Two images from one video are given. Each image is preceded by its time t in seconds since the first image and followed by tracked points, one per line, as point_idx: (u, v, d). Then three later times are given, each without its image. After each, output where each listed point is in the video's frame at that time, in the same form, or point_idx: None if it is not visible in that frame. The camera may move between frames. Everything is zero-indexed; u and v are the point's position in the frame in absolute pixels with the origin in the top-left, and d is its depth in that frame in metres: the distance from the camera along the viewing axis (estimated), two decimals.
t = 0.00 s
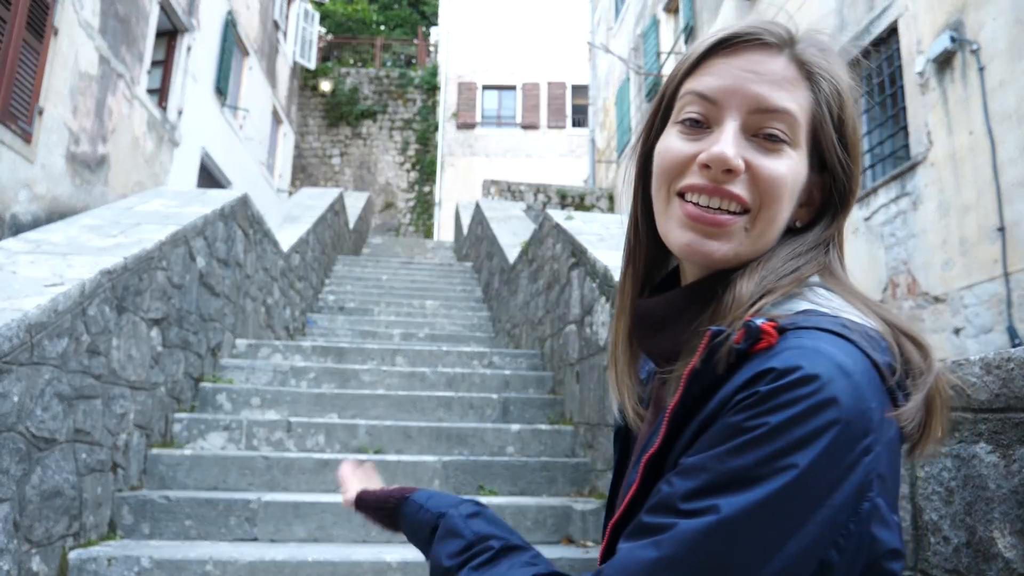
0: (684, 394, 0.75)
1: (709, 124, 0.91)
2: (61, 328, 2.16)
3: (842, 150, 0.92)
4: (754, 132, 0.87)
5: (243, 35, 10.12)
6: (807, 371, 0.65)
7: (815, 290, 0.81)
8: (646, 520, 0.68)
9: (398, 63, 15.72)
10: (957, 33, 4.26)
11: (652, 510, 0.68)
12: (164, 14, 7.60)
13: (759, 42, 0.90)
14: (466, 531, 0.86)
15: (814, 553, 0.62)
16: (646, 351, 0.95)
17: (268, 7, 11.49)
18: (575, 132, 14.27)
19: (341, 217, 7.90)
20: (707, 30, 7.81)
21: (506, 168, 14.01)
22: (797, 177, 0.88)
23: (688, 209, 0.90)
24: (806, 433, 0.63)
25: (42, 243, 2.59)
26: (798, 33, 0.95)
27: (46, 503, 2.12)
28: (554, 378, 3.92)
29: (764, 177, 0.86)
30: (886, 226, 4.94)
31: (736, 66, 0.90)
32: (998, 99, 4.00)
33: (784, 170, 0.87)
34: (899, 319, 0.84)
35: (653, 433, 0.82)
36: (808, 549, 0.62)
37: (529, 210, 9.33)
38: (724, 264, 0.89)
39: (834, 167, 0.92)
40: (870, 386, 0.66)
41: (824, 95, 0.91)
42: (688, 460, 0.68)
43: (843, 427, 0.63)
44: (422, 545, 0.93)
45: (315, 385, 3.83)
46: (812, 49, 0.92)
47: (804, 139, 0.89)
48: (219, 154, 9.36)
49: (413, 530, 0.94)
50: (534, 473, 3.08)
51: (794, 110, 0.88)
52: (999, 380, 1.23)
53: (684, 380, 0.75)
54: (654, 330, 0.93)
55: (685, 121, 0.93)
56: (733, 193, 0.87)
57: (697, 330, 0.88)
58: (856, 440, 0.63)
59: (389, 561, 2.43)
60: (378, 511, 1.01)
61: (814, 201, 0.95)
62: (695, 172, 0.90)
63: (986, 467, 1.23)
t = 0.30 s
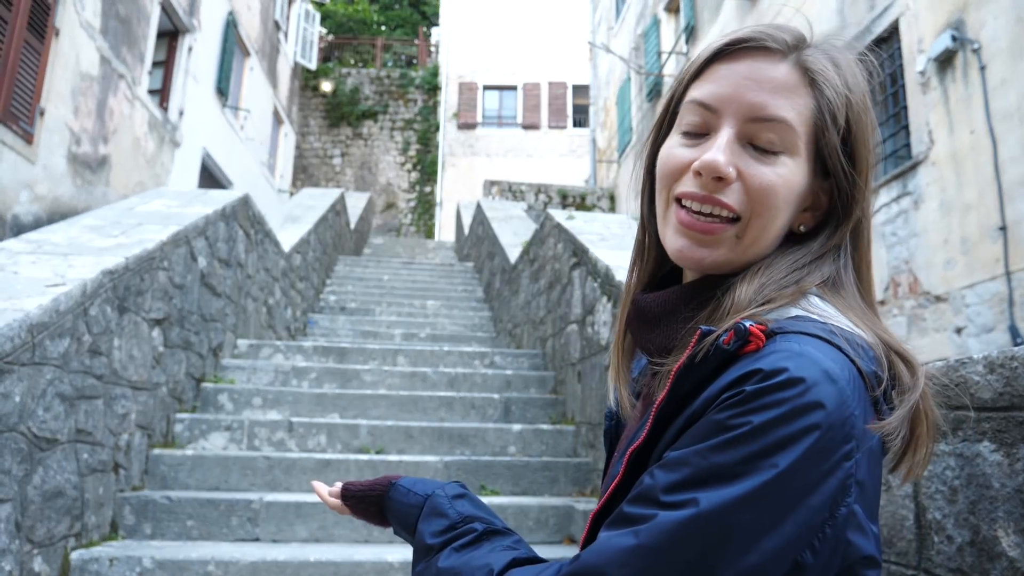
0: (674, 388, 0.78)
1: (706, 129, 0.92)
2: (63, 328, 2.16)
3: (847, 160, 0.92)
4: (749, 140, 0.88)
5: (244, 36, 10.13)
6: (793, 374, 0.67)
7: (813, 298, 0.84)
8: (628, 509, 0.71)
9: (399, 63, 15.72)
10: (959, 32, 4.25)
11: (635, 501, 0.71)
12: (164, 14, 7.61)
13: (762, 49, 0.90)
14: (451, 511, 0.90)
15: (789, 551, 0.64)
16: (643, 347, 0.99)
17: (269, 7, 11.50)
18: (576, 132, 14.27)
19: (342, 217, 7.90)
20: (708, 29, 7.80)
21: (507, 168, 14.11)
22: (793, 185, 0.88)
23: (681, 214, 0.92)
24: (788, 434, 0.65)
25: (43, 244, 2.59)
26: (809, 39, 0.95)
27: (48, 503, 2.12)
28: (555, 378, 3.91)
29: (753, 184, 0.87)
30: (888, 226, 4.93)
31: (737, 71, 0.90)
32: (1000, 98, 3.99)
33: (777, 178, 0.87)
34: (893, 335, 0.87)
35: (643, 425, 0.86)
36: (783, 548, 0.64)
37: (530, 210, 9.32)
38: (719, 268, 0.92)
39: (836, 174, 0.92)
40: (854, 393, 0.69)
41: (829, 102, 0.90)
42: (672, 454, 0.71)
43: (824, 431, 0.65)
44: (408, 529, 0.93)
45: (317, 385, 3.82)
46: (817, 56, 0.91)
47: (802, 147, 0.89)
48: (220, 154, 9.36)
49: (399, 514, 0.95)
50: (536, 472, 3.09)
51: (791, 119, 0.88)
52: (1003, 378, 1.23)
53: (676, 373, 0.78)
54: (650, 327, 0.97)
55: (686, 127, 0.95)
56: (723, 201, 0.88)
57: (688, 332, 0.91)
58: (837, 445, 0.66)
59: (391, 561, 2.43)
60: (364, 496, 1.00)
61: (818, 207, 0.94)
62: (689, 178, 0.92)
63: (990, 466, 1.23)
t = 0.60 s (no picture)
0: (677, 380, 0.78)
1: (668, 138, 0.94)
2: (63, 330, 2.15)
3: (805, 143, 0.93)
4: (708, 139, 0.90)
5: (244, 37, 10.13)
6: (796, 364, 0.68)
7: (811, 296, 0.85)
8: (631, 499, 0.70)
9: (399, 64, 15.72)
10: (960, 31, 4.24)
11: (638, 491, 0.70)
12: (164, 16, 7.61)
13: (704, 59, 0.94)
14: (451, 507, 0.90)
15: (791, 540, 0.64)
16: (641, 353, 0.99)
17: (269, 8, 11.50)
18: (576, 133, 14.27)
19: (342, 218, 7.89)
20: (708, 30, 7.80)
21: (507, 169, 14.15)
22: (756, 177, 0.89)
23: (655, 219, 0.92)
24: (791, 423, 0.65)
25: (44, 245, 2.59)
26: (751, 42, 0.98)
27: (49, 505, 2.12)
28: (556, 378, 3.91)
29: (717, 180, 0.88)
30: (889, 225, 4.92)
31: (686, 83, 0.94)
32: (1000, 97, 3.99)
33: (740, 170, 0.88)
34: (888, 331, 0.88)
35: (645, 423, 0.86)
36: (785, 537, 0.64)
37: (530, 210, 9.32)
38: (702, 265, 0.92)
39: (802, 161, 0.93)
40: (854, 386, 0.69)
41: (777, 95, 0.92)
42: (675, 444, 0.71)
43: (825, 422, 0.65)
44: (407, 527, 0.93)
45: (318, 387, 3.83)
46: (760, 55, 0.94)
47: (760, 139, 0.90)
48: (221, 156, 9.36)
49: (398, 512, 0.94)
50: (537, 473, 3.08)
51: (743, 114, 0.90)
52: (1006, 377, 1.22)
53: (679, 366, 0.78)
54: (648, 332, 0.97)
55: (650, 140, 0.98)
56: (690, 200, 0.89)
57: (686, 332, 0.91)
58: (837, 437, 0.66)
59: (392, 562, 2.43)
60: (361, 494, 0.99)
61: (794, 196, 0.95)
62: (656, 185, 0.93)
63: (993, 465, 1.22)
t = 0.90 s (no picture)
0: (673, 378, 0.79)
1: (655, 137, 0.96)
2: (65, 332, 2.16)
3: (788, 142, 0.95)
4: (695, 138, 0.92)
5: (245, 39, 10.13)
6: (791, 355, 0.68)
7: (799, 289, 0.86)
8: (633, 497, 0.70)
9: (399, 66, 15.73)
10: (960, 31, 4.24)
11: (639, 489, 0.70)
12: (164, 17, 7.62)
13: (689, 60, 0.97)
14: (449, 515, 0.89)
15: (795, 529, 0.64)
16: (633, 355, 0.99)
17: (269, 10, 11.51)
18: (577, 134, 14.27)
19: (343, 219, 7.90)
20: (708, 30, 7.80)
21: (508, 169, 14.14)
22: (742, 173, 0.91)
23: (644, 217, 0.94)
24: (788, 413, 0.65)
25: (45, 247, 2.59)
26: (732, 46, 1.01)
27: (51, 507, 2.12)
28: (558, 380, 3.91)
29: (704, 176, 0.90)
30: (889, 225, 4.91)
31: (672, 84, 0.97)
32: (1001, 97, 3.98)
33: (726, 167, 0.91)
34: (878, 324, 0.89)
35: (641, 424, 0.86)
36: (789, 526, 0.64)
37: (531, 212, 9.33)
38: (691, 261, 0.93)
39: (786, 160, 0.95)
40: (848, 375, 0.69)
41: (760, 96, 0.95)
42: (675, 440, 0.70)
43: (823, 411, 0.66)
44: (403, 537, 0.92)
45: (319, 388, 3.82)
46: (743, 57, 0.97)
47: (745, 138, 0.93)
48: (221, 157, 9.37)
49: (393, 523, 0.94)
50: (539, 474, 3.09)
51: (729, 113, 0.92)
52: (1010, 378, 1.22)
53: (674, 363, 0.78)
54: (639, 333, 0.97)
55: (637, 141, 0.99)
56: (679, 196, 0.91)
57: (677, 331, 0.91)
58: (835, 425, 0.66)
59: (395, 564, 2.42)
60: (357, 505, 0.99)
61: (778, 195, 0.97)
62: (645, 183, 0.95)
63: (998, 466, 1.22)
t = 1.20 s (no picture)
0: (676, 372, 0.79)
1: (639, 136, 0.99)
2: (69, 336, 2.16)
3: (765, 146, 0.98)
4: (677, 136, 0.95)
5: (247, 42, 10.16)
6: (799, 339, 0.70)
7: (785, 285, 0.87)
8: (653, 493, 0.69)
9: (401, 69, 15.76)
10: (962, 32, 4.24)
11: (658, 482, 0.69)
12: (167, 21, 7.64)
13: (674, 65, 1.01)
14: (451, 539, 0.87)
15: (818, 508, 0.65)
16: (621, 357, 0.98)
17: (271, 14, 11.54)
18: (579, 136, 14.27)
19: (345, 222, 7.91)
20: (710, 31, 7.80)
21: (510, 172, 14.12)
22: (723, 169, 0.93)
23: (626, 210, 0.94)
24: (803, 393, 0.67)
25: (49, 252, 2.60)
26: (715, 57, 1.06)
27: (56, 511, 2.12)
28: (561, 382, 3.92)
29: (686, 169, 0.91)
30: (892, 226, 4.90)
31: (656, 86, 1.00)
32: (1004, 97, 3.98)
33: (707, 162, 0.92)
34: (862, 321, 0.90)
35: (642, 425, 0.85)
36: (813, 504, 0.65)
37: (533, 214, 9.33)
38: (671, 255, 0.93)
39: (761, 162, 0.97)
40: (847, 359, 0.72)
41: (740, 101, 0.98)
42: (690, 430, 0.70)
43: (832, 390, 0.68)
44: (396, 560, 0.89)
45: (322, 391, 3.82)
46: (725, 65, 1.01)
47: (724, 138, 0.95)
48: (224, 161, 9.39)
49: (386, 544, 0.90)
50: (543, 477, 3.09)
51: (711, 114, 0.95)
52: (1017, 379, 1.21)
53: (677, 356, 0.79)
54: (628, 333, 0.97)
55: (621, 141, 1.01)
56: (660, 188, 0.91)
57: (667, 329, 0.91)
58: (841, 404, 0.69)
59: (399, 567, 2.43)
60: (352, 515, 0.95)
61: (755, 197, 0.99)
62: (627, 177, 0.96)
63: (1005, 468, 1.22)
